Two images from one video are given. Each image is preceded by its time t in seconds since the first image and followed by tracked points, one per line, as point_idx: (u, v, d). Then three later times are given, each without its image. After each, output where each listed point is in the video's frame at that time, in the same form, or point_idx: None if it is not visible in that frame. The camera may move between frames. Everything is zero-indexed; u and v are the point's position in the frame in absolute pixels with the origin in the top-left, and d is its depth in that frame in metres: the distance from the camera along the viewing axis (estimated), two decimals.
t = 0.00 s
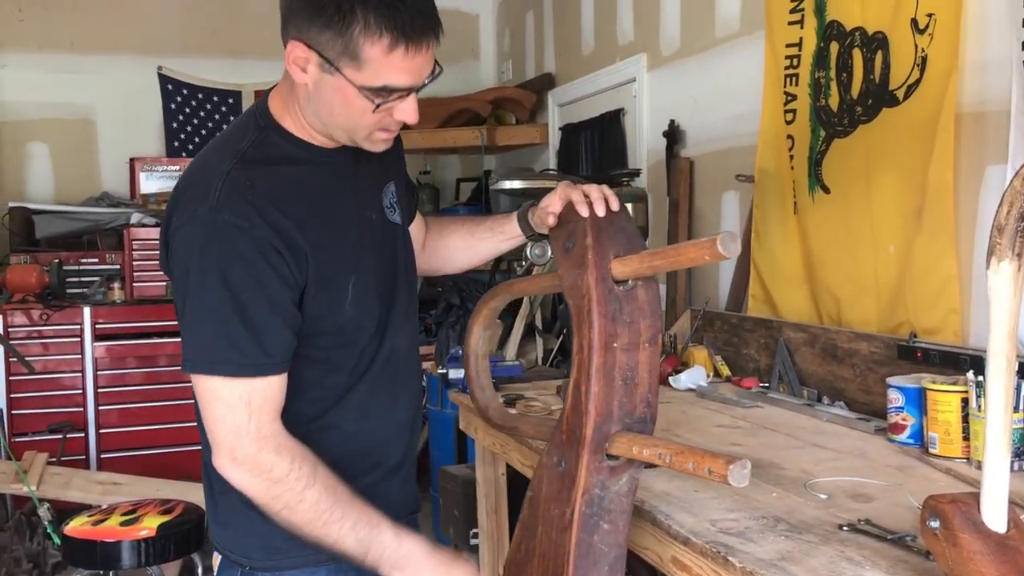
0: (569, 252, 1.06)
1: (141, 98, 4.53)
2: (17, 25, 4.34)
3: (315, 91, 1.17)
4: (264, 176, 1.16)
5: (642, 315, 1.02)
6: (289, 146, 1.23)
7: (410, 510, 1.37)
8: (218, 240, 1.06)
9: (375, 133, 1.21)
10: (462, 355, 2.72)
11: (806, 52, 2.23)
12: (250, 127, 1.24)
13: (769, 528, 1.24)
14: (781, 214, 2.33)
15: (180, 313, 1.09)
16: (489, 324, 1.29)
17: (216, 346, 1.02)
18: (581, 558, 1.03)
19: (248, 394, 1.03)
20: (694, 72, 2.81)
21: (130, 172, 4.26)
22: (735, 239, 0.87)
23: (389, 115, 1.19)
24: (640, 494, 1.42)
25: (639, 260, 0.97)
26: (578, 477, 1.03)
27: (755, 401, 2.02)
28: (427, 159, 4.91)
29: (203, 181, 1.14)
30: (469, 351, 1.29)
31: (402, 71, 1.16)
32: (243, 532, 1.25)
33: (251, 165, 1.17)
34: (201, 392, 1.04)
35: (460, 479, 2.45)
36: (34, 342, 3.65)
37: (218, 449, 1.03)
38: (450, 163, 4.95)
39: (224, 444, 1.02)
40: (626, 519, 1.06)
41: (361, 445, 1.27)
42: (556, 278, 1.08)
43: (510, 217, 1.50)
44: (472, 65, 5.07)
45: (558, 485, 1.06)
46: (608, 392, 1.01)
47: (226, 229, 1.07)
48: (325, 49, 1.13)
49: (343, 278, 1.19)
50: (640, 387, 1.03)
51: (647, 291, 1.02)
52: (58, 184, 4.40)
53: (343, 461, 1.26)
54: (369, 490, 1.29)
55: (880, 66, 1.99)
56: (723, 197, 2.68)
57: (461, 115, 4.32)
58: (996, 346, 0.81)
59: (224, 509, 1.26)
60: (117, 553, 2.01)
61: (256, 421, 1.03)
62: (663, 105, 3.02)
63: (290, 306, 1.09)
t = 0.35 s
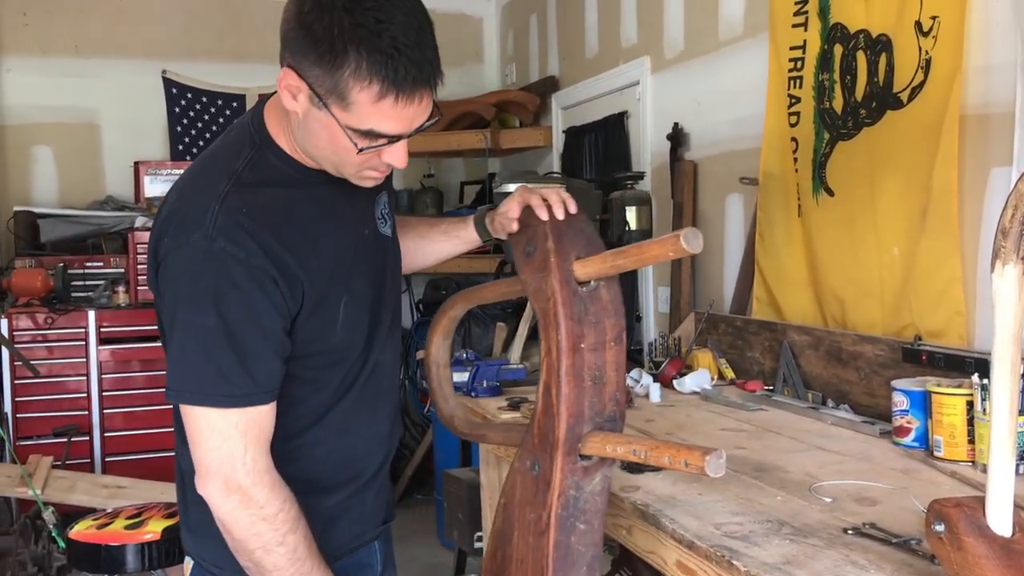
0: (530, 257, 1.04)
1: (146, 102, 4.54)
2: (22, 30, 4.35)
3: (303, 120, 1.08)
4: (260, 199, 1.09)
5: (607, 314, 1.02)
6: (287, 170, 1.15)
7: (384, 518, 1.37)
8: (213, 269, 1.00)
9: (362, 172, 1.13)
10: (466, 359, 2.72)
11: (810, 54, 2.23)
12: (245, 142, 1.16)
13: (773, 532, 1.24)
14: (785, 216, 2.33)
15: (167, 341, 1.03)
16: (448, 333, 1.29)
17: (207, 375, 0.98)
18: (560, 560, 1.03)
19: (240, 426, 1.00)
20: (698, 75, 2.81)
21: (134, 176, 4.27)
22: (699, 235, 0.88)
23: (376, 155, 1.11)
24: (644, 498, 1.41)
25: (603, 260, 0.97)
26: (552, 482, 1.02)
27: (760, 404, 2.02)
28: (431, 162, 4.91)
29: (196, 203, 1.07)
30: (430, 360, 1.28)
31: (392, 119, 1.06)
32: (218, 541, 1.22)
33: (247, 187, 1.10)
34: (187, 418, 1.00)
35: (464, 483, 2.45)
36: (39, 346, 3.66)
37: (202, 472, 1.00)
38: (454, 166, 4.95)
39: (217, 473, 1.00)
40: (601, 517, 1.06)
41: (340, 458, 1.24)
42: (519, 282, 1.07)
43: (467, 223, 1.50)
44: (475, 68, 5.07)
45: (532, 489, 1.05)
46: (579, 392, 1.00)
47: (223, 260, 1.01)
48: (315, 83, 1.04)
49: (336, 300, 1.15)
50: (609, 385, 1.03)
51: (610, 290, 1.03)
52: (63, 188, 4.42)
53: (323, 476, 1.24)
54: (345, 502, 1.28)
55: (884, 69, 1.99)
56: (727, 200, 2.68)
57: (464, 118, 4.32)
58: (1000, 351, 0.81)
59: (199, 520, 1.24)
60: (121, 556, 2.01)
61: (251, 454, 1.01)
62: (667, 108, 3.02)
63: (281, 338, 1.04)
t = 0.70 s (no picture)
0: (509, 262, 1.06)
1: (154, 104, 4.56)
2: (30, 33, 4.38)
3: (295, 125, 1.07)
4: (258, 203, 1.09)
5: (588, 316, 1.04)
6: (280, 171, 1.14)
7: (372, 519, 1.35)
8: (218, 274, 0.99)
9: (357, 170, 1.12)
10: (473, 360, 2.73)
11: (816, 56, 2.23)
12: (239, 145, 1.16)
13: (780, 534, 1.24)
14: (792, 216, 2.33)
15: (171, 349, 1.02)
16: (412, 342, 1.36)
17: (218, 380, 0.96)
18: (553, 563, 1.03)
19: (251, 428, 0.97)
20: (704, 77, 2.81)
21: (142, 178, 4.29)
22: (688, 233, 0.89)
23: (373, 156, 1.10)
24: (651, 499, 1.42)
25: (586, 262, 0.98)
26: (543, 485, 1.02)
27: (767, 406, 2.03)
28: (438, 165, 4.92)
29: (195, 210, 1.05)
30: (398, 369, 1.34)
31: (387, 120, 1.06)
32: (206, 549, 1.16)
33: (245, 192, 1.09)
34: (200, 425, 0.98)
35: (471, 485, 2.46)
36: (47, 347, 3.69)
37: (224, 483, 0.97)
38: (460, 168, 4.96)
39: (231, 478, 0.96)
40: (588, 518, 1.07)
41: (332, 458, 1.23)
42: (499, 287, 1.09)
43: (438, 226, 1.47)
44: (481, 70, 5.08)
45: (521, 493, 1.06)
46: (567, 394, 1.01)
47: (227, 263, 1.00)
48: (307, 87, 1.02)
49: (336, 299, 1.15)
50: (593, 385, 1.04)
51: (588, 292, 1.06)
52: (71, 190, 4.44)
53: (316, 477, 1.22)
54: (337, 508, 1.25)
55: (890, 71, 1.99)
56: (733, 201, 2.68)
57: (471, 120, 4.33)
58: (1006, 353, 0.81)
59: (188, 523, 1.18)
60: (130, 557, 2.02)
61: (259, 455, 0.97)
62: (673, 110, 3.02)
63: (287, 341, 1.04)
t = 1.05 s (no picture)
0: (502, 260, 1.06)
1: (161, 103, 4.57)
2: (39, 32, 4.39)
3: (285, 118, 1.07)
4: (262, 198, 1.08)
5: (582, 312, 1.04)
6: (276, 168, 1.14)
7: (376, 513, 1.32)
8: (239, 270, 0.98)
9: (352, 154, 1.12)
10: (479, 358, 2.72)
11: (823, 53, 2.23)
12: (229, 144, 1.14)
13: (787, 531, 1.24)
14: (799, 213, 2.32)
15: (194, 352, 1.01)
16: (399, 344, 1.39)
17: (263, 368, 0.96)
18: (554, 561, 1.03)
19: (307, 410, 0.98)
20: (712, 74, 2.80)
21: (150, 175, 4.30)
22: (687, 228, 0.89)
23: (365, 138, 1.10)
24: (658, 496, 1.42)
25: (582, 258, 0.98)
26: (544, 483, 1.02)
27: (774, 403, 2.02)
28: (445, 162, 4.92)
29: (198, 210, 1.04)
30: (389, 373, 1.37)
31: (376, 98, 1.06)
32: (213, 548, 1.16)
33: (247, 187, 1.08)
34: (252, 416, 0.99)
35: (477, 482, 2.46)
36: (56, 344, 3.70)
37: (298, 470, 0.99)
38: (467, 165, 4.96)
39: (302, 462, 0.98)
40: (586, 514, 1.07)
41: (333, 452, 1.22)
42: (492, 286, 1.09)
43: (425, 226, 1.48)
44: (488, 68, 5.08)
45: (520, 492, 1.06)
46: (566, 391, 1.01)
47: (246, 258, 0.99)
48: (292, 77, 1.03)
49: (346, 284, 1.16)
50: (589, 382, 1.04)
51: (581, 288, 1.05)
52: (79, 188, 4.45)
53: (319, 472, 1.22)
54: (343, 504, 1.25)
55: (898, 68, 1.98)
56: (740, 199, 2.67)
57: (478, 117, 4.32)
58: (1015, 347, 0.80)
59: (193, 526, 1.18)
60: (138, 554, 2.03)
61: (324, 433, 0.98)
62: (681, 107, 3.01)
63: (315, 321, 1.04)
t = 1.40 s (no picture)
0: (502, 259, 1.06)
1: (167, 101, 4.58)
2: (46, 30, 4.40)
3: (279, 108, 1.08)
4: (263, 193, 1.09)
5: (582, 310, 1.05)
6: (277, 162, 1.14)
7: (381, 509, 1.32)
8: (239, 264, 0.99)
9: (346, 147, 1.12)
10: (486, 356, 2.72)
11: (830, 50, 2.22)
12: (229, 139, 1.14)
13: (795, 529, 1.24)
14: (805, 209, 2.32)
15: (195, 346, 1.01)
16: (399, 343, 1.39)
17: (261, 362, 0.97)
18: (557, 559, 1.03)
19: (304, 402, 0.98)
20: (719, 70, 2.79)
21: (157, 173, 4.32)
22: (687, 224, 0.89)
23: (358, 129, 1.10)
24: (665, 494, 1.42)
25: (582, 256, 0.98)
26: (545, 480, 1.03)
27: (781, 401, 2.02)
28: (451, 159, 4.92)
29: (199, 205, 1.04)
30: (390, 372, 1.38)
31: (367, 87, 1.06)
32: (219, 545, 1.17)
33: (247, 182, 1.09)
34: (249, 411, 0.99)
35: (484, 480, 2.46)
36: (64, 342, 3.71)
37: (297, 463, 0.99)
38: (473, 163, 4.96)
39: (300, 456, 0.98)
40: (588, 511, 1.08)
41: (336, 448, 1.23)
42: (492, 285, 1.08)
43: (425, 225, 1.48)
44: (494, 65, 5.07)
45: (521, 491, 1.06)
46: (567, 388, 1.01)
47: (246, 252, 0.99)
48: (283, 65, 1.04)
49: (346, 281, 1.16)
50: (589, 379, 1.05)
51: (582, 286, 1.06)
52: (86, 186, 4.46)
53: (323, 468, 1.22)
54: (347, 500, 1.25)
55: (906, 64, 1.98)
56: (748, 196, 2.66)
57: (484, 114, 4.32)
58: None
59: (198, 524, 1.18)
60: (146, 551, 2.03)
61: (320, 425, 0.98)
62: (688, 104, 3.00)
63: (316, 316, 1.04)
